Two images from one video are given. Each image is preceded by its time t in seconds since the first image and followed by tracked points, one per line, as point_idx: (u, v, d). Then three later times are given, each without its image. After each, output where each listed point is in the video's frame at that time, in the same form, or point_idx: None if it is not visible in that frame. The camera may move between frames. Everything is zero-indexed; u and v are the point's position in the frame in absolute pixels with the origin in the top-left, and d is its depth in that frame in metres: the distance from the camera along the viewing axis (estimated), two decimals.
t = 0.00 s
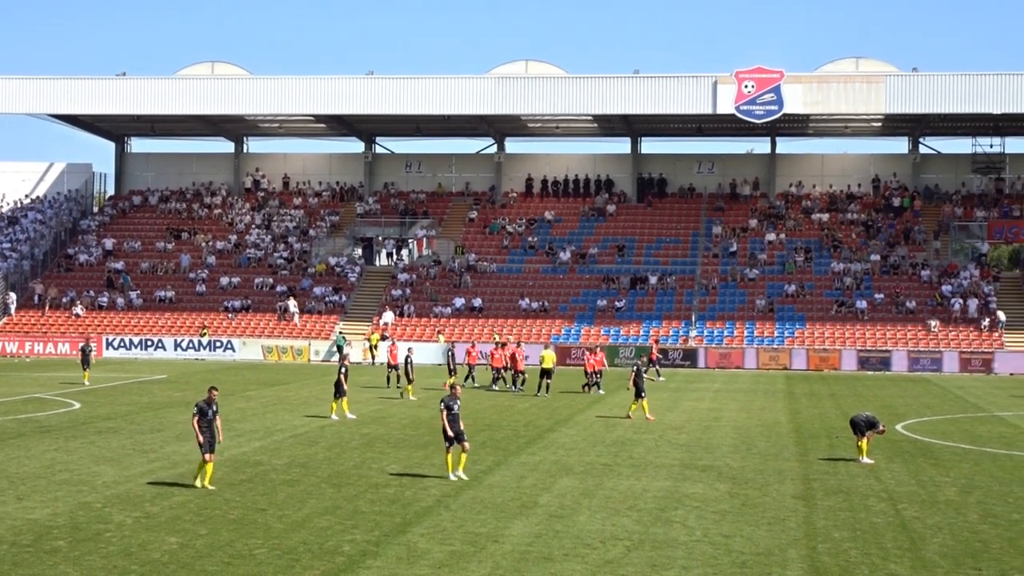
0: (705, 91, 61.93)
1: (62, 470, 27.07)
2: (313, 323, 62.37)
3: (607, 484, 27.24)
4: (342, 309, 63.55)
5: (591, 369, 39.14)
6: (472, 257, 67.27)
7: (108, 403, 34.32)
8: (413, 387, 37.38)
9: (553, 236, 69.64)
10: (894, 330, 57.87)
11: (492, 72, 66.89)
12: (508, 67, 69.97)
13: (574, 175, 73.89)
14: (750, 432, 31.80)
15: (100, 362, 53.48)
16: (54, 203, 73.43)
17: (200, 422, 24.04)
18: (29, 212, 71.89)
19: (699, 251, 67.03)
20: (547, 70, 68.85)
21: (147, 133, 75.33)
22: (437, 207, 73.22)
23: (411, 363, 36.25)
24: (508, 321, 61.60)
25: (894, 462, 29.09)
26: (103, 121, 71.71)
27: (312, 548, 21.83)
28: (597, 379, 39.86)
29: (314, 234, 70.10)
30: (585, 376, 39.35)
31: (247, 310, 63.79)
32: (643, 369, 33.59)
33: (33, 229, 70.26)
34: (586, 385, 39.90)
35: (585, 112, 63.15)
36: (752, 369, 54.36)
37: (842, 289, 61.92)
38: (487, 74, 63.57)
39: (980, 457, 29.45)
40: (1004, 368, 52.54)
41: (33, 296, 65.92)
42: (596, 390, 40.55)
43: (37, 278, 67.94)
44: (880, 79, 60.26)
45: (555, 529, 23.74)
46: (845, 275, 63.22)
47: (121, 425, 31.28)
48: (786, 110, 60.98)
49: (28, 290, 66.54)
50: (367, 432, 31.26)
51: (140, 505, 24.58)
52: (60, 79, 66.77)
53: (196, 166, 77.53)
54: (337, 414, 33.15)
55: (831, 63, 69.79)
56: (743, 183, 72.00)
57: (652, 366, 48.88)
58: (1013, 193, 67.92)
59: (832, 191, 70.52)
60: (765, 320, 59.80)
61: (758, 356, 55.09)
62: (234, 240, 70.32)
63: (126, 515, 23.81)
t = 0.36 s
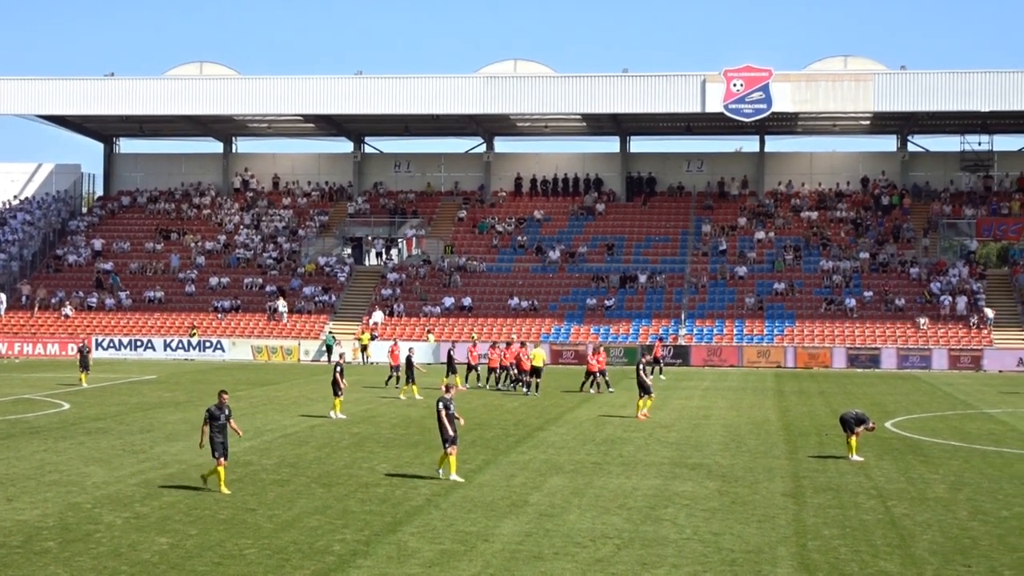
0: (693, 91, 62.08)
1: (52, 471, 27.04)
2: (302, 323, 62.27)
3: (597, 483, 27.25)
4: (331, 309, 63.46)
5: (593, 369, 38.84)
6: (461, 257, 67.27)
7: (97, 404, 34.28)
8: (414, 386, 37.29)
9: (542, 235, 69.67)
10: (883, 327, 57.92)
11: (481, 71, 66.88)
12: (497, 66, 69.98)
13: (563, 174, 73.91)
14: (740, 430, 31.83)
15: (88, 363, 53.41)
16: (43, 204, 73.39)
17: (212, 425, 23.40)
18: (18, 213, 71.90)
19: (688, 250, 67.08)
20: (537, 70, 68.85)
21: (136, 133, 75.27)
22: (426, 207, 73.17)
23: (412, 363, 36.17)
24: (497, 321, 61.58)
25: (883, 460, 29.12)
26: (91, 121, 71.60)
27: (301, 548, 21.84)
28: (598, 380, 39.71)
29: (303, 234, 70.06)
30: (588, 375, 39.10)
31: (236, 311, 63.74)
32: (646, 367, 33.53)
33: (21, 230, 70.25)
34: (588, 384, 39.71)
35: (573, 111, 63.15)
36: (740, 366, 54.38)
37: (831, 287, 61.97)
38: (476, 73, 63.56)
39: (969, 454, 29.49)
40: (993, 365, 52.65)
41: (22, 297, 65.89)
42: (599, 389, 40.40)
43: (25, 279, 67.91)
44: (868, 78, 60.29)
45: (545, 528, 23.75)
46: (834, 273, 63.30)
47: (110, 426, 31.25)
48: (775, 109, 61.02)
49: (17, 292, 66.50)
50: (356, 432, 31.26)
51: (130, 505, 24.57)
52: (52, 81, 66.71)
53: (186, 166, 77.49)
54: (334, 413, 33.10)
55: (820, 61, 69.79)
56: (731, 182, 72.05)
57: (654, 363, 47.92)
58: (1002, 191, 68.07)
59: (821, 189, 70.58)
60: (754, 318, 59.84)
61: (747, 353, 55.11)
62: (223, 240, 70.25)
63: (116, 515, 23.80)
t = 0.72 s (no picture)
0: (684, 88, 62.09)
1: (45, 472, 27.00)
2: (294, 323, 62.16)
3: (590, 482, 27.26)
4: (324, 309, 63.36)
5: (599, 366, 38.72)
6: (453, 256, 67.26)
7: (90, 405, 34.23)
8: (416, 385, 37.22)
9: (534, 234, 69.66)
10: (875, 324, 57.94)
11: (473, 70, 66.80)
12: (488, 65, 69.91)
13: (555, 173, 73.89)
14: (733, 428, 31.85)
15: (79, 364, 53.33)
16: (34, 205, 73.26)
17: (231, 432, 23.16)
18: (9, 215, 71.77)
19: (680, 248, 67.13)
20: (528, 68, 68.80)
21: (127, 133, 75.17)
22: (418, 206, 73.11)
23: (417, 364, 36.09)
24: (489, 320, 61.57)
25: (876, 457, 29.14)
26: (82, 121, 71.47)
27: (296, 548, 21.84)
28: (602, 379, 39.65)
29: (295, 234, 69.99)
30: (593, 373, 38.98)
31: (228, 311, 63.61)
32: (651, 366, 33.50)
33: (12, 230, 70.12)
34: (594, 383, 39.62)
35: (565, 109, 63.06)
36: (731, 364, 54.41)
37: (823, 285, 62.00)
38: (467, 72, 63.49)
39: (962, 450, 29.53)
40: (985, 362, 52.71)
41: (13, 299, 65.80)
42: (603, 390, 40.28)
43: (17, 280, 67.82)
44: (859, 75, 60.30)
45: (539, 527, 23.76)
46: (826, 271, 63.32)
47: (103, 427, 31.22)
48: (766, 106, 60.96)
49: (8, 294, 66.40)
50: (350, 432, 31.24)
51: (124, 506, 24.55)
52: (43, 81, 66.53)
53: (177, 166, 77.40)
54: (336, 413, 33.16)
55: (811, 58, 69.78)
56: (722, 180, 72.11)
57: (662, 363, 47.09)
58: (993, 187, 68.20)
59: (813, 187, 70.60)
60: (747, 316, 59.85)
61: (739, 351, 55.07)
62: (215, 241, 70.13)
63: (109, 516, 23.78)
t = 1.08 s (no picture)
0: (674, 86, 62.08)
1: (36, 471, 26.97)
2: (286, 321, 62.15)
3: (582, 479, 27.27)
4: (315, 307, 63.34)
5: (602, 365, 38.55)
6: (445, 254, 67.27)
7: (81, 404, 34.18)
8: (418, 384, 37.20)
9: (526, 231, 69.68)
10: (866, 321, 58.01)
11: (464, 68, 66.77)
12: (479, 63, 69.90)
13: (547, 171, 73.94)
14: (724, 425, 31.87)
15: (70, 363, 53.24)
16: (25, 204, 73.13)
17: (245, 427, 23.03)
18: None
19: (672, 245, 67.17)
20: (519, 66, 68.81)
21: (118, 132, 75.08)
22: (410, 204, 73.04)
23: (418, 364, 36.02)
24: (481, 318, 61.56)
25: (868, 453, 29.17)
26: (73, 121, 71.41)
27: (287, 547, 21.82)
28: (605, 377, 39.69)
29: (287, 233, 69.98)
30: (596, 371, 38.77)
31: (220, 309, 63.54)
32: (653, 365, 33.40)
33: (3, 229, 70.04)
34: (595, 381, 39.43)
35: (557, 107, 63.11)
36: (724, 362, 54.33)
37: (815, 281, 62.02)
38: (458, 70, 63.50)
39: (953, 447, 29.57)
40: (976, 358, 52.80)
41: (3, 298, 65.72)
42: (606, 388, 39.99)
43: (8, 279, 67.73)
44: (850, 72, 60.32)
45: (530, 525, 23.76)
46: (818, 268, 63.37)
47: (94, 426, 31.17)
48: (757, 103, 61.25)
49: None
50: (341, 430, 31.22)
51: (115, 505, 24.53)
52: (35, 80, 66.44)
53: (168, 165, 77.37)
54: (331, 413, 33.13)
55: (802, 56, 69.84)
56: (713, 177, 72.19)
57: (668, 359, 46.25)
58: (984, 184, 68.34)
59: (804, 184, 70.67)
60: (738, 313, 59.90)
61: (731, 349, 55.03)
62: (206, 239, 70.09)
63: (101, 515, 23.75)
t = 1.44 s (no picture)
0: (668, 83, 62.07)
1: (30, 470, 26.94)
2: (281, 320, 62.14)
3: (577, 477, 27.28)
4: (310, 305, 63.31)
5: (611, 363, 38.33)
6: (439, 252, 67.25)
7: (75, 403, 34.13)
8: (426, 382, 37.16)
9: (521, 229, 69.68)
10: (861, 318, 58.07)
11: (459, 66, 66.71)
12: (473, 61, 69.86)
13: (541, 169, 73.92)
14: (719, 422, 31.88)
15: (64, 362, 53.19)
16: (18, 203, 73.05)
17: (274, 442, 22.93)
18: None
19: (666, 243, 67.17)
20: (513, 64, 68.79)
21: (111, 131, 75.03)
22: (404, 202, 73.01)
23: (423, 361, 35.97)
24: (476, 316, 61.55)
25: (862, 450, 29.19)
26: (67, 120, 71.34)
27: (283, 545, 21.83)
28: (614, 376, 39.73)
29: (281, 231, 69.95)
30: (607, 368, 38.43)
31: (214, 309, 63.52)
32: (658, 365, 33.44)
33: None
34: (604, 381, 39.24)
35: (550, 105, 63.10)
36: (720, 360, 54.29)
37: (809, 279, 62.06)
38: (452, 68, 63.47)
39: (948, 444, 29.58)
40: (970, 355, 52.88)
41: None
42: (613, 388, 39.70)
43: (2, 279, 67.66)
44: (844, 69, 60.40)
45: (526, 523, 23.77)
46: (812, 265, 63.41)
47: (89, 425, 31.13)
48: (751, 101, 61.09)
49: None
50: (336, 429, 31.21)
51: (110, 505, 24.51)
52: (29, 79, 66.40)
53: (162, 164, 77.37)
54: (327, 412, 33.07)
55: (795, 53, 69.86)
56: (707, 175, 72.22)
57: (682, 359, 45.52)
58: (977, 181, 68.42)
59: (798, 181, 70.66)
60: (732, 311, 59.97)
61: (726, 346, 54.96)
62: (200, 238, 70.05)
63: (96, 515, 23.74)
